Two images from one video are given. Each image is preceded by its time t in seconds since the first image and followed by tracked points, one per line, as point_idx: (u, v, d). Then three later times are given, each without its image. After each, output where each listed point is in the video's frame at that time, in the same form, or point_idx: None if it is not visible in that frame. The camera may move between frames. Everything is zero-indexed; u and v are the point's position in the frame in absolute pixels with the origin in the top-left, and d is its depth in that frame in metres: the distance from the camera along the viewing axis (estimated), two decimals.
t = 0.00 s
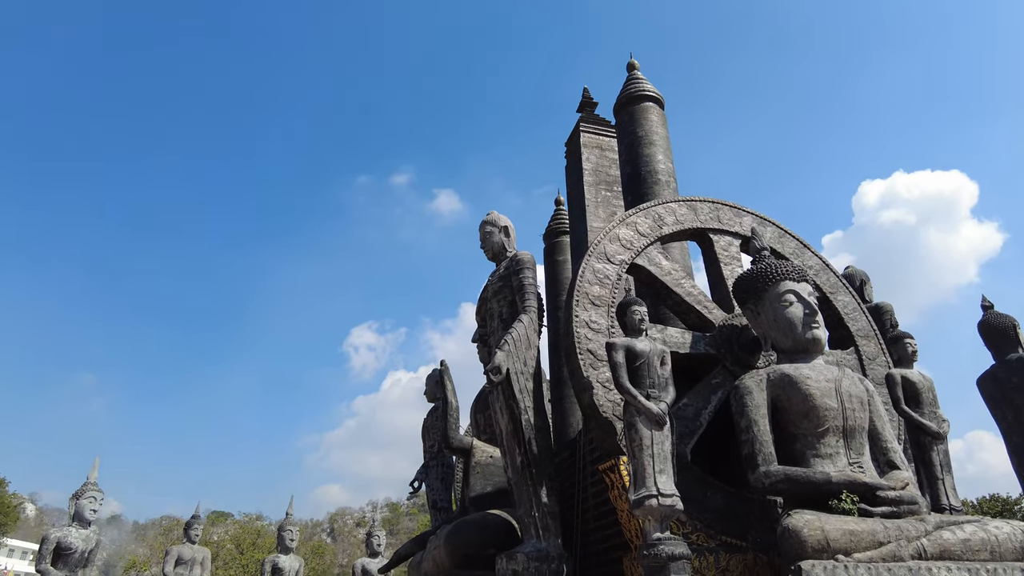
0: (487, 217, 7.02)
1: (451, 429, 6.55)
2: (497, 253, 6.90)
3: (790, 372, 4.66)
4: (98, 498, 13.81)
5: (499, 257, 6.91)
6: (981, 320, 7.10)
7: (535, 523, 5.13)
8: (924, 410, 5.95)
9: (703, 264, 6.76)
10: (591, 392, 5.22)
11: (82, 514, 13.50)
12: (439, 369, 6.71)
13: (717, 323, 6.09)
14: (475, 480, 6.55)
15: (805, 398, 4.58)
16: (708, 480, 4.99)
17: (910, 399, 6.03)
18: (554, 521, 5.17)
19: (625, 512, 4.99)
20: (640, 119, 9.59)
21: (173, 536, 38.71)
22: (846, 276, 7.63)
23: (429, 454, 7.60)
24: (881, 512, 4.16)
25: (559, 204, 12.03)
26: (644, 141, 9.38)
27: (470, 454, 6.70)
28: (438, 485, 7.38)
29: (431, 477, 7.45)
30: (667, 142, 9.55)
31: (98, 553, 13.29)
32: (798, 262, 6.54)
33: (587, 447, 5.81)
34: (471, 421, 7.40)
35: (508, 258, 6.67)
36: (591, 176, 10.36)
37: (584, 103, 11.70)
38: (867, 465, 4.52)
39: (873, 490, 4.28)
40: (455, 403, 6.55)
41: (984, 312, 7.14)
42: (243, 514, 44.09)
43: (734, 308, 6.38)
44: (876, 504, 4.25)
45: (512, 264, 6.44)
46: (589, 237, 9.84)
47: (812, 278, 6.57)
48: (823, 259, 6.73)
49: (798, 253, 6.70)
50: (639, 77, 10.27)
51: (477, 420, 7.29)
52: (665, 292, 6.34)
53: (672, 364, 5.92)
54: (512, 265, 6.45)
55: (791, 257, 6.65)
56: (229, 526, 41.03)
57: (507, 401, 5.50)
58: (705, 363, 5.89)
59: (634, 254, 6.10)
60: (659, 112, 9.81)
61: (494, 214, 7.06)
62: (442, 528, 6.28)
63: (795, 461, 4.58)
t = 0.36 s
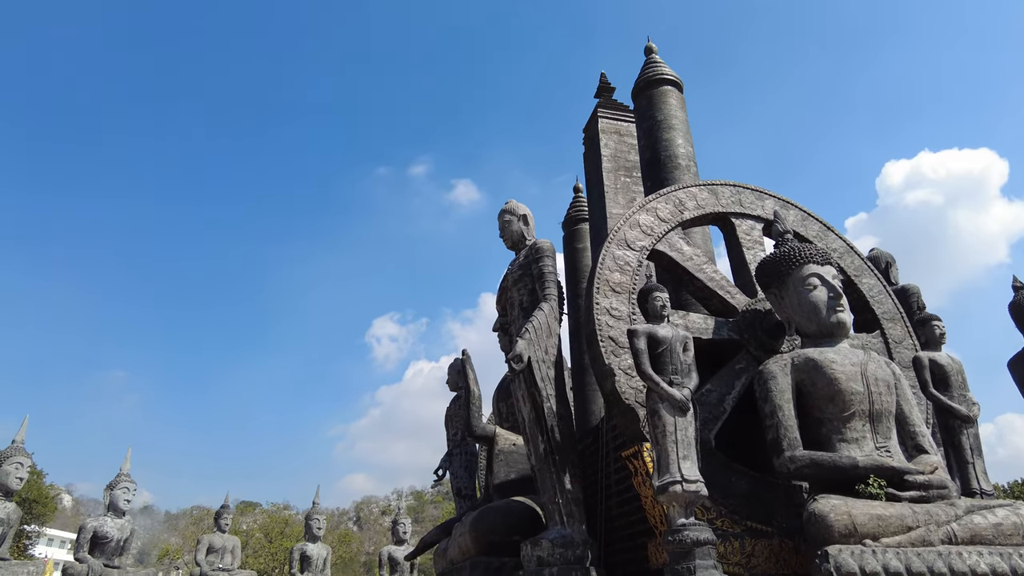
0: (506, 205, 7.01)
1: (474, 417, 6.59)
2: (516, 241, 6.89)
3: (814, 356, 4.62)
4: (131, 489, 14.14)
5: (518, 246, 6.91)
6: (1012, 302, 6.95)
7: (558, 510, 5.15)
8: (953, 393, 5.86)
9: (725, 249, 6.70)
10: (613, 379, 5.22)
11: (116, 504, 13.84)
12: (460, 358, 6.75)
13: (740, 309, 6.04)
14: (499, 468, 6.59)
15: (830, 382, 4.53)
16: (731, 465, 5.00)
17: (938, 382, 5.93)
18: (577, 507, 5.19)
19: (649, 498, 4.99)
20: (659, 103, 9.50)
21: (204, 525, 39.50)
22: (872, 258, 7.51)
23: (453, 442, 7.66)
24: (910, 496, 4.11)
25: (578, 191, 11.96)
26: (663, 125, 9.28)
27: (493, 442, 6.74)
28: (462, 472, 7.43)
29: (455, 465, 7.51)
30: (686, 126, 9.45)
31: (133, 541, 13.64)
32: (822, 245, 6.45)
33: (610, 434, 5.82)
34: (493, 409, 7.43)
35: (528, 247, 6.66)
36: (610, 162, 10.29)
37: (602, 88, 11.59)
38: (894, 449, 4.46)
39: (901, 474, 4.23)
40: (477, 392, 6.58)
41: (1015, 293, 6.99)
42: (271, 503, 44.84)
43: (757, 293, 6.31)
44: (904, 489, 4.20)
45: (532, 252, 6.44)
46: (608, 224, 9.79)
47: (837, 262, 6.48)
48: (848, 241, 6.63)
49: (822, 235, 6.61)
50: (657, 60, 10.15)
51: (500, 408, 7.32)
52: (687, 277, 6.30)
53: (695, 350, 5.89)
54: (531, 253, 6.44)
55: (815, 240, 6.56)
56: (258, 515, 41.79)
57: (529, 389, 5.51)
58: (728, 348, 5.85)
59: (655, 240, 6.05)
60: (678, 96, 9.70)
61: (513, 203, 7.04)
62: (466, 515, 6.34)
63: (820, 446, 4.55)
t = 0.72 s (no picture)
0: (523, 193, 6.99)
1: (495, 405, 6.62)
2: (534, 229, 6.88)
3: (837, 340, 4.57)
4: (161, 478, 14.48)
5: (536, 233, 6.89)
6: None
7: (581, 496, 5.18)
8: (981, 376, 5.77)
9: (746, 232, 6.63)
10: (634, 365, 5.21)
11: (147, 493, 14.19)
12: (480, 347, 6.77)
13: (762, 293, 5.98)
14: (521, 454, 6.63)
15: (853, 366, 4.48)
16: (756, 451, 4.94)
17: (966, 364, 5.83)
18: (600, 493, 5.21)
19: (671, 483, 5.00)
20: (676, 85, 9.39)
21: (232, 513, 40.28)
22: (896, 240, 7.39)
23: (474, 429, 7.71)
24: (937, 480, 4.07)
25: (595, 177, 11.89)
26: (681, 108, 9.18)
27: (514, 429, 6.78)
28: (484, 459, 7.49)
29: (477, 452, 7.57)
30: (705, 108, 9.34)
31: (164, 529, 13.96)
32: (845, 227, 6.36)
33: (631, 420, 5.83)
34: (514, 396, 7.46)
35: (546, 234, 6.65)
36: (628, 146, 10.21)
37: (618, 72, 11.48)
38: (920, 433, 4.41)
39: (928, 458, 4.19)
40: (497, 379, 6.61)
41: None
42: (296, 491, 45.54)
43: (779, 277, 6.25)
44: (931, 472, 4.16)
45: (550, 239, 6.42)
46: (627, 209, 9.73)
47: (860, 243, 6.38)
48: (871, 223, 6.53)
49: (845, 217, 6.51)
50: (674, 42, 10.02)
51: (520, 396, 7.35)
52: (708, 262, 6.25)
53: (716, 335, 5.85)
54: (550, 241, 6.43)
55: (837, 222, 6.46)
56: (284, 503, 42.50)
57: (550, 376, 5.52)
58: (750, 332, 5.80)
59: (674, 225, 6.00)
60: (696, 78, 9.58)
61: (531, 190, 7.03)
62: (489, 501, 6.40)
63: (844, 430, 4.51)
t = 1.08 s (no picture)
0: (539, 179, 6.97)
1: (514, 391, 6.65)
2: (551, 215, 6.86)
3: (860, 323, 4.51)
4: (187, 466, 14.77)
5: (553, 219, 6.87)
6: None
7: (601, 481, 5.18)
8: (1008, 358, 5.67)
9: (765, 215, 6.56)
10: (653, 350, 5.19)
11: (174, 481, 14.48)
12: (499, 334, 6.79)
13: (782, 276, 5.92)
14: (540, 440, 6.66)
15: (876, 349, 4.43)
16: (777, 435, 4.91)
17: (992, 346, 5.74)
18: (620, 478, 5.21)
19: (692, 468, 4.99)
20: (693, 67, 9.27)
21: (257, 500, 40.96)
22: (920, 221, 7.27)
23: (494, 416, 7.76)
24: (962, 464, 4.02)
25: (612, 161, 11.81)
26: (698, 90, 9.07)
27: (533, 415, 6.81)
28: (504, 445, 7.54)
29: (497, 439, 7.62)
30: (722, 90, 9.22)
31: (192, 516, 14.25)
32: (867, 208, 6.26)
33: (651, 406, 5.83)
34: (533, 383, 7.48)
35: (563, 220, 6.62)
36: (645, 130, 10.11)
37: (634, 55, 11.35)
38: (945, 416, 4.36)
39: (953, 441, 4.14)
40: (516, 366, 6.63)
41: None
42: (319, 479, 46.15)
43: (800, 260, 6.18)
44: (956, 456, 4.11)
45: (567, 226, 6.40)
46: (644, 194, 9.66)
47: (882, 225, 6.29)
48: (893, 204, 6.42)
49: (867, 198, 6.41)
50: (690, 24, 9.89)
51: (539, 382, 7.37)
52: (727, 246, 6.20)
53: (736, 320, 5.81)
54: (566, 227, 6.41)
55: (859, 203, 6.37)
56: (307, 490, 43.12)
57: (568, 363, 5.52)
58: (770, 316, 5.76)
59: (693, 209, 5.95)
60: (713, 59, 9.45)
61: (547, 176, 7.00)
62: (510, 487, 6.44)
63: (867, 413, 4.47)
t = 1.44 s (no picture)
0: (555, 164, 6.93)
1: (532, 377, 6.67)
2: (567, 200, 6.83)
3: (881, 305, 4.45)
4: (211, 454, 15.05)
5: (569, 205, 6.84)
6: None
7: (620, 466, 5.19)
8: None
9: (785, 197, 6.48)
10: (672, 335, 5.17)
11: (199, 469, 14.75)
12: (516, 320, 6.80)
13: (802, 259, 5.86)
14: (559, 426, 6.68)
15: (898, 331, 4.37)
16: (797, 418, 4.89)
17: (1019, 328, 5.64)
18: (639, 463, 5.21)
19: (712, 452, 4.98)
20: (710, 48, 9.14)
21: (280, 487, 41.59)
22: (943, 201, 7.14)
23: (512, 402, 7.79)
24: (987, 447, 3.98)
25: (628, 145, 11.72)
26: (715, 72, 8.95)
27: (552, 401, 6.82)
28: (523, 431, 7.58)
29: (516, 425, 7.65)
30: (740, 71, 9.08)
31: (217, 503, 14.51)
32: (888, 189, 6.16)
33: (670, 391, 5.82)
34: (551, 368, 7.49)
35: (579, 205, 6.59)
36: (661, 113, 10.01)
37: (649, 37, 11.21)
38: (969, 399, 4.31)
39: (977, 424, 4.10)
40: (534, 352, 6.64)
41: None
42: (341, 466, 46.75)
43: (820, 242, 6.11)
44: (981, 439, 4.07)
45: (584, 211, 6.37)
46: (661, 178, 9.58)
47: (904, 205, 6.18)
48: (916, 183, 6.31)
49: (888, 178, 6.31)
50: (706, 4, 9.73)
51: (557, 368, 7.38)
52: (746, 229, 6.14)
53: (755, 303, 5.76)
54: (583, 212, 6.38)
55: (880, 184, 6.26)
56: (329, 476, 43.68)
57: (586, 348, 5.52)
58: (790, 300, 5.71)
59: (711, 192, 5.88)
60: (730, 40, 9.31)
61: (562, 161, 6.96)
62: (529, 472, 6.48)
63: (889, 396, 4.42)
